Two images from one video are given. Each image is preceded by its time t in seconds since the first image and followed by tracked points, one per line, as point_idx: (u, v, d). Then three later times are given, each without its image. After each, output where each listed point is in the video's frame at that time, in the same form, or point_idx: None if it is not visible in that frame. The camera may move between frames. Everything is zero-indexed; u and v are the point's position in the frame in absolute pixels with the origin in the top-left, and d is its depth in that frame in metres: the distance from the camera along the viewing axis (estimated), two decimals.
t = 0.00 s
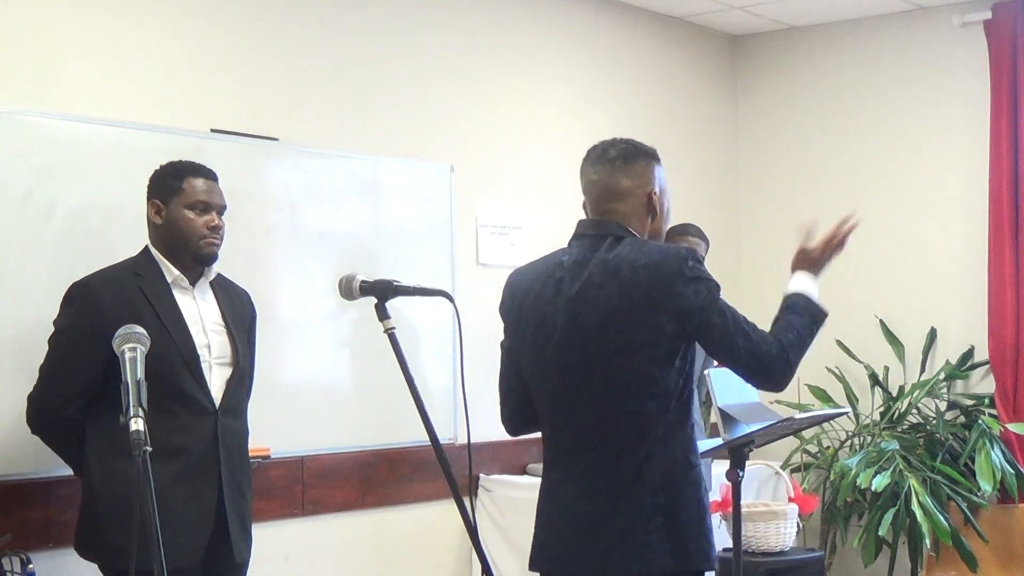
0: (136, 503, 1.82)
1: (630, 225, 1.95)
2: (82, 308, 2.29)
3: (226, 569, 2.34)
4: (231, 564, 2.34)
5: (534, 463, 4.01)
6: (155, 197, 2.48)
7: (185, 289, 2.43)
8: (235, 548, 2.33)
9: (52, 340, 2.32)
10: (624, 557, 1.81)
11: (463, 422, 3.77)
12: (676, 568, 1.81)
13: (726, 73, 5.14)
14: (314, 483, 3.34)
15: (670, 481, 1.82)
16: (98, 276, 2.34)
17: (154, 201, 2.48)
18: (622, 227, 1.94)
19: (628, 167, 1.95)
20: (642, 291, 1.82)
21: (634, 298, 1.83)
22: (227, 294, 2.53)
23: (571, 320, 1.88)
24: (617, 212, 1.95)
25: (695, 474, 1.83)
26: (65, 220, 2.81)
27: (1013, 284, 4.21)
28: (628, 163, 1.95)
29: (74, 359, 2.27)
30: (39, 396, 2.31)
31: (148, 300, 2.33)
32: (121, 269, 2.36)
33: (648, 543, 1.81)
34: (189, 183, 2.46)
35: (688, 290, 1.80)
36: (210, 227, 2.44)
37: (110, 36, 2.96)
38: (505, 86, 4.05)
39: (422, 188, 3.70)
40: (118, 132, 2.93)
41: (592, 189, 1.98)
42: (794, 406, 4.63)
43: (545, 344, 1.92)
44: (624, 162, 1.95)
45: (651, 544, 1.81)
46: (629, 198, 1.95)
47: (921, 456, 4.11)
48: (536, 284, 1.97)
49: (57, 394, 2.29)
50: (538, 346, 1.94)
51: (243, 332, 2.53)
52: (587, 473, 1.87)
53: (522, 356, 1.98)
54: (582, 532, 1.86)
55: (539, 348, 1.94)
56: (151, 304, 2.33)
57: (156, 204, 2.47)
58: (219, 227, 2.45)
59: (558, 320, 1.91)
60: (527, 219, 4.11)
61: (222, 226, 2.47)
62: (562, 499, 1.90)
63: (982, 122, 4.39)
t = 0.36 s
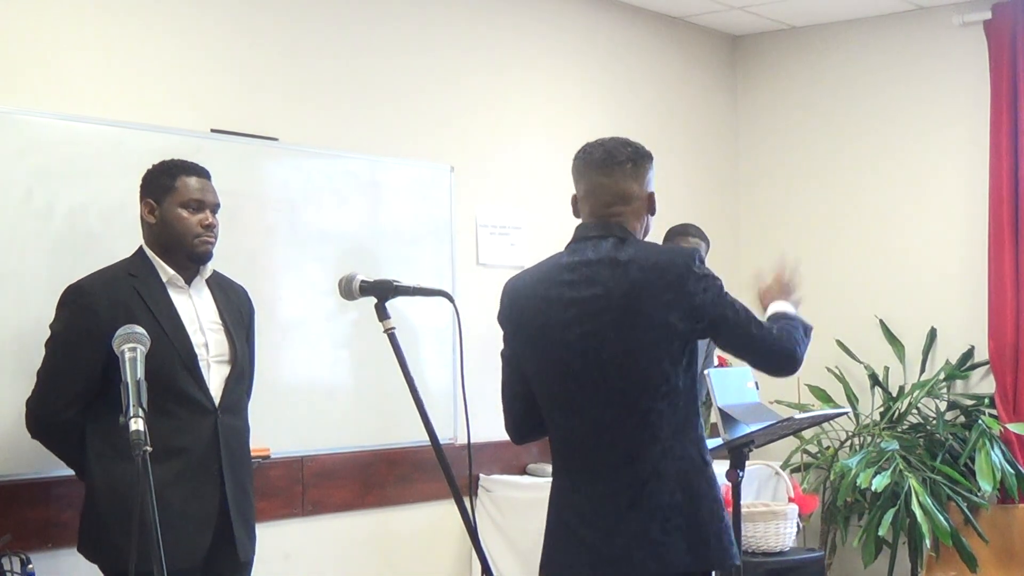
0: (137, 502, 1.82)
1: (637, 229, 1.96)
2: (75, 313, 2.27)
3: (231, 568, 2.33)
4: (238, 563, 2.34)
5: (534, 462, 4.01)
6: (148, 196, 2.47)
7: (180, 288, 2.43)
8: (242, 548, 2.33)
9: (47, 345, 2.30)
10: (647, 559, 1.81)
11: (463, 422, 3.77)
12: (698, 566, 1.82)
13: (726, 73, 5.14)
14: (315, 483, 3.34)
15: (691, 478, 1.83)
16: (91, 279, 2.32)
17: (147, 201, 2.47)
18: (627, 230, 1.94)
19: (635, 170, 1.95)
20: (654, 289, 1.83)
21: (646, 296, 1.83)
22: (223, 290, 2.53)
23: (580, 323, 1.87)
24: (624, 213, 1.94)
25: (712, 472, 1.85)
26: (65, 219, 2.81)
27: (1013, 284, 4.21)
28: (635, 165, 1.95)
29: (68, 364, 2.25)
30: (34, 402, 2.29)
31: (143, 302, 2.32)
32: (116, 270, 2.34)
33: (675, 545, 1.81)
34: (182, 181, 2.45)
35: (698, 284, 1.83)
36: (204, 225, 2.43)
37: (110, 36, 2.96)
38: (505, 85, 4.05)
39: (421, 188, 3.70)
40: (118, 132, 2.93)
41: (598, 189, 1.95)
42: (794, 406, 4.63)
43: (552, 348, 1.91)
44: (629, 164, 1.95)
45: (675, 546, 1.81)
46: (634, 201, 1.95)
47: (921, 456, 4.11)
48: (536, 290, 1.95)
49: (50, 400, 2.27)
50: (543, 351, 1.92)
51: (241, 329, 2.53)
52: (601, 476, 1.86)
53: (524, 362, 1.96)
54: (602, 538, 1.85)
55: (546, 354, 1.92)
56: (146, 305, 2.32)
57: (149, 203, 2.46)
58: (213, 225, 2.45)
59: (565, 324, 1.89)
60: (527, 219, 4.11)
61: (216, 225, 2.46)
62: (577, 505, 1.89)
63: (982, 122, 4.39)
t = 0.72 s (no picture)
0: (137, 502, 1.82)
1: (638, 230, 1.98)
2: (71, 316, 2.27)
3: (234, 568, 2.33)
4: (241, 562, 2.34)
5: (534, 463, 4.01)
6: (142, 197, 2.47)
7: (176, 288, 2.42)
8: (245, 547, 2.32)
9: (44, 348, 2.31)
10: (667, 553, 1.82)
11: (463, 421, 3.77)
12: (714, 558, 1.84)
13: (727, 73, 5.14)
14: (315, 483, 3.34)
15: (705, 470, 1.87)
16: (86, 282, 2.32)
17: (141, 201, 2.47)
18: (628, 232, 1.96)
19: (634, 175, 1.98)
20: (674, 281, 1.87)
21: (666, 288, 1.86)
22: (220, 289, 2.52)
23: (600, 314, 1.85)
24: (624, 216, 1.97)
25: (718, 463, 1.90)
26: (64, 220, 2.81)
27: (1013, 284, 4.21)
28: (634, 170, 1.99)
29: (66, 366, 2.25)
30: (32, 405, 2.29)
31: (139, 304, 2.32)
32: (111, 272, 2.34)
33: (696, 537, 1.83)
34: (176, 181, 2.45)
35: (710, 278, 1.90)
36: (198, 224, 2.43)
37: (110, 36, 2.96)
38: (505, 85, 4.05)
39: (421, 186, 3.69)
40: (117, 132, 2.93)
41: (598, 191, 1.97)
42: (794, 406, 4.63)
43: (566, 340, 1.87)
44: (628, 169, 1.98)
45: (694, 538, 1.83)
46: (634, 205, 1.98)
47: (921, 456, 4.11)
48: (545, 283, 1.92)
49: (47, 403, 2.27)
50: (555, 343, 1.88)
51: (239, 325, 2.52)
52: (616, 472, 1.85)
53: (527, 356, 1.92)
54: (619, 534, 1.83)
55: (559, 347, 1.88)
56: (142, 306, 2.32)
57: (142, 204, 2.46)
58: (207, 224, 2.44)
59: (582, 315, 1.87)
60: (527, 219, 4.11)
61: (211, 223, 2.46)
62: (589, 503, 1.87)
63: (982, 122, 4.39)
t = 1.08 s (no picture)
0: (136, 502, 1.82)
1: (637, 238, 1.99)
2: (66, 317, 2.27)
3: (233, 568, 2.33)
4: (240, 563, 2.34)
5: (534, 463, 4.02)
6: (136, 198, 2.47)
7: (171, 288, 2.42)
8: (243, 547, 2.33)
9: (39, 351, 2.30)
10: (660, 550, 1.82)
11: (462, 422, 3.77)
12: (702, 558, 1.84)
13: (726, 74, 5.14)
14: (315, 483, 3.34)
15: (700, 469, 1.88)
16: (80, 283, 2.32)
17: (135, 202, 2.47)
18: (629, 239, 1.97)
19: (633, 183, 2.00)
20: (674, 279, 1.89)
21: (664, 286, 1.88)
22: (216, 289, 2.52)
23: (599, 308, 1.86)
24: (624, 222, 1.98)
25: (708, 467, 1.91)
26: (64, 220, 2.82)
27: (1013, 284, 4.21)
28: (634, 179, 2.01)
29: (62, 368, 2.25)
30: (29, 407, 2.29)
31: (133, 305, 2.31)
32: (106, 273, 2.34)
33: (691, 534, 1.84)
34: (170, 181, 2.45)
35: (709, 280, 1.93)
36: (192, 225, 2.42)
37: (110, 36, 2.96)
38: (505, 86, 4.05)
39: (420, 187, 3.69)
40: (116, 132, 2.93)
41: (598, 199, 1.99)
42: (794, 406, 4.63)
43: (564, 335, 1.88)
44: (628, 178, 2.01)
45: (687, 535, 1.83)
46: (633, 213, 1.99)
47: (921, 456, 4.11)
48: (544, 280, 1.93)
49: (42, 406, 2.27)
50: (552, 338, 1.89)
51: (235, 326, 2.52)
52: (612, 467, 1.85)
53: (523, 353, 1.93)
54: (613, 529, 1.83)
55: (556, 341, 1.88)
56: (135, 307, 2.31)
57: (137, 204, 2.46)
58: (202, 225, 2.44)
59: (580, 310, 1.88)
60: (527, 220, 4.12)
61: (205, 224, 2.45)
62: (583, 498, 1.87)
63: (981, 122, 4.39)
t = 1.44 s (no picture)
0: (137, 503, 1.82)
1: (629, 230, 2.04)
2: (61, 320, 2.26)
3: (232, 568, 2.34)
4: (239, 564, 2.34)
5: (534, 463, 4.02)
6: (130, 198, 2.46)
7: (167, 289, 2.43)
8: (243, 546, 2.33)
9: (35, 353, 2.30)
10: (627, 561, 1.86)
11: (462, 422, 3.77)
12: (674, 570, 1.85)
13: (726, 74, 5.14)
14: (315, 483, 3.34)
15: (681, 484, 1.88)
16: (77, 285, 2.32)
17: (129, 202, 2.47)
18: (624, 232, 2.03)
19: (626, 173, 2.04)
20: (657, 293, 1.88)
21: (644, 299, 1.89)
22: (212, 290, 2.52)
23: (579, 319, 1.94)
24: (619, 215, 2.04)
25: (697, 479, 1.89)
26: (64, 220, 2.82)
27: (1013, 284, 4.21)
28: (628, 169, 2.05)
29: (59, 371, 2.25)
30: (26, 410, 2.29)
31: (130, 307, 2.31)
32: (102, 274, 2.34)
33: (655, 548, 1.85)
34: (164, 181, 2.44)
35: (703, 293, 1.88)
36: (187, 225, 2.42)
37: (111, 36, 2.96)
38: (505, 86, 4.06)
39: (419, 188, 3.69)
40: (116, 132, 2.93)
41: (596, 196, 2.08)
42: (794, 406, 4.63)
43: (552, 344, 1.98)
44: (622, 170, 2.05)
45: (656, 544, 1.85)
46: (629, 204, 2.04)
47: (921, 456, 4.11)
48: (548, 286, 2.02)
49: (38, 409, 2.27)
50: (545, 346, 1.99)
51: (231, 326, 2.52)
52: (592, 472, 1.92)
53: (528, 357, 2.04)
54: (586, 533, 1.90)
55: (549, 347, 1.99)
56: (132, 309, 2.31)
57: (131, 205, 2.46)
58: (197, 225, 2.44)
59: (565, 320, 1.96)
60: (527, 219, 4.12)
61: (200, 224, 2.45)
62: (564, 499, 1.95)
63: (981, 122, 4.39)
